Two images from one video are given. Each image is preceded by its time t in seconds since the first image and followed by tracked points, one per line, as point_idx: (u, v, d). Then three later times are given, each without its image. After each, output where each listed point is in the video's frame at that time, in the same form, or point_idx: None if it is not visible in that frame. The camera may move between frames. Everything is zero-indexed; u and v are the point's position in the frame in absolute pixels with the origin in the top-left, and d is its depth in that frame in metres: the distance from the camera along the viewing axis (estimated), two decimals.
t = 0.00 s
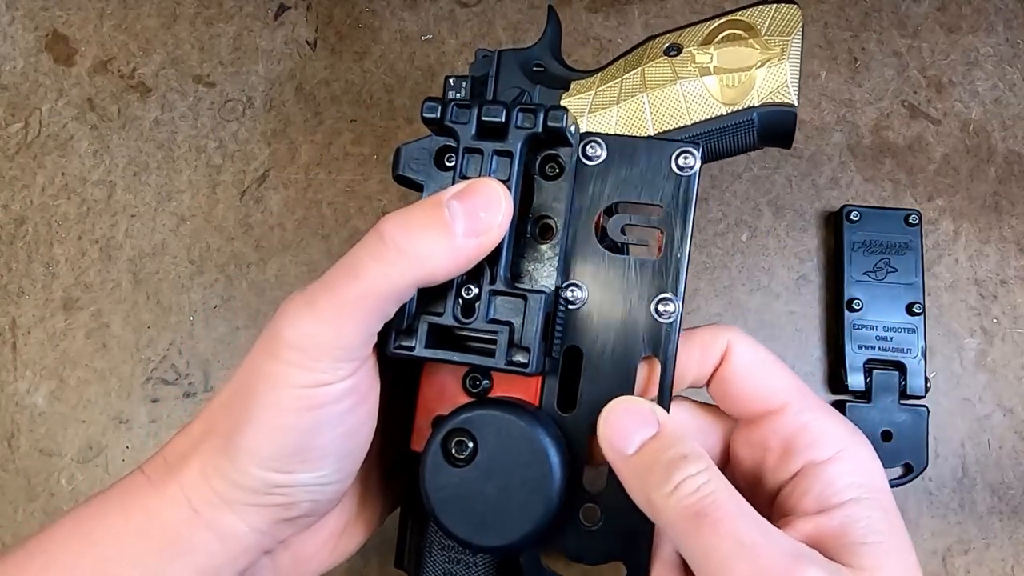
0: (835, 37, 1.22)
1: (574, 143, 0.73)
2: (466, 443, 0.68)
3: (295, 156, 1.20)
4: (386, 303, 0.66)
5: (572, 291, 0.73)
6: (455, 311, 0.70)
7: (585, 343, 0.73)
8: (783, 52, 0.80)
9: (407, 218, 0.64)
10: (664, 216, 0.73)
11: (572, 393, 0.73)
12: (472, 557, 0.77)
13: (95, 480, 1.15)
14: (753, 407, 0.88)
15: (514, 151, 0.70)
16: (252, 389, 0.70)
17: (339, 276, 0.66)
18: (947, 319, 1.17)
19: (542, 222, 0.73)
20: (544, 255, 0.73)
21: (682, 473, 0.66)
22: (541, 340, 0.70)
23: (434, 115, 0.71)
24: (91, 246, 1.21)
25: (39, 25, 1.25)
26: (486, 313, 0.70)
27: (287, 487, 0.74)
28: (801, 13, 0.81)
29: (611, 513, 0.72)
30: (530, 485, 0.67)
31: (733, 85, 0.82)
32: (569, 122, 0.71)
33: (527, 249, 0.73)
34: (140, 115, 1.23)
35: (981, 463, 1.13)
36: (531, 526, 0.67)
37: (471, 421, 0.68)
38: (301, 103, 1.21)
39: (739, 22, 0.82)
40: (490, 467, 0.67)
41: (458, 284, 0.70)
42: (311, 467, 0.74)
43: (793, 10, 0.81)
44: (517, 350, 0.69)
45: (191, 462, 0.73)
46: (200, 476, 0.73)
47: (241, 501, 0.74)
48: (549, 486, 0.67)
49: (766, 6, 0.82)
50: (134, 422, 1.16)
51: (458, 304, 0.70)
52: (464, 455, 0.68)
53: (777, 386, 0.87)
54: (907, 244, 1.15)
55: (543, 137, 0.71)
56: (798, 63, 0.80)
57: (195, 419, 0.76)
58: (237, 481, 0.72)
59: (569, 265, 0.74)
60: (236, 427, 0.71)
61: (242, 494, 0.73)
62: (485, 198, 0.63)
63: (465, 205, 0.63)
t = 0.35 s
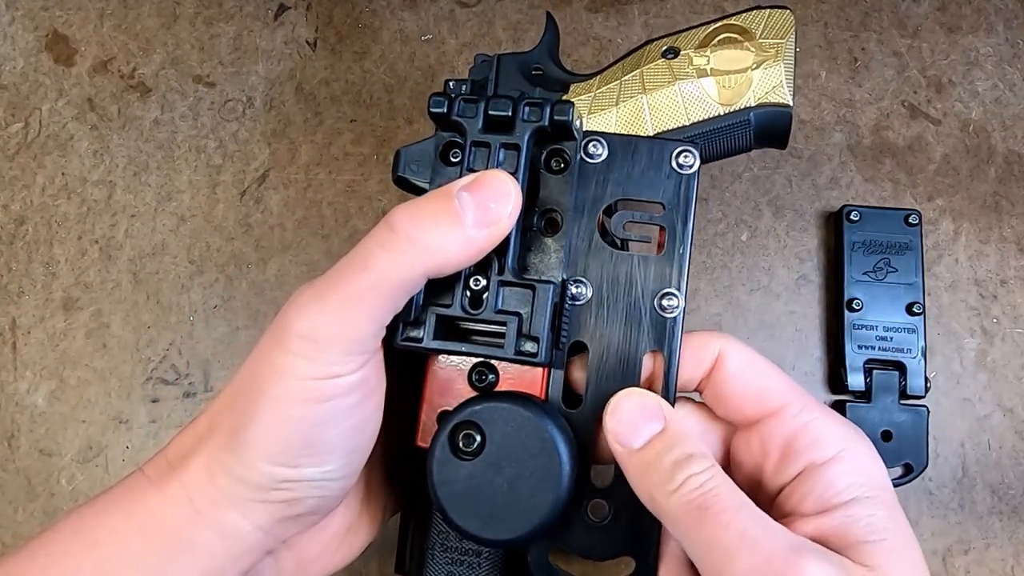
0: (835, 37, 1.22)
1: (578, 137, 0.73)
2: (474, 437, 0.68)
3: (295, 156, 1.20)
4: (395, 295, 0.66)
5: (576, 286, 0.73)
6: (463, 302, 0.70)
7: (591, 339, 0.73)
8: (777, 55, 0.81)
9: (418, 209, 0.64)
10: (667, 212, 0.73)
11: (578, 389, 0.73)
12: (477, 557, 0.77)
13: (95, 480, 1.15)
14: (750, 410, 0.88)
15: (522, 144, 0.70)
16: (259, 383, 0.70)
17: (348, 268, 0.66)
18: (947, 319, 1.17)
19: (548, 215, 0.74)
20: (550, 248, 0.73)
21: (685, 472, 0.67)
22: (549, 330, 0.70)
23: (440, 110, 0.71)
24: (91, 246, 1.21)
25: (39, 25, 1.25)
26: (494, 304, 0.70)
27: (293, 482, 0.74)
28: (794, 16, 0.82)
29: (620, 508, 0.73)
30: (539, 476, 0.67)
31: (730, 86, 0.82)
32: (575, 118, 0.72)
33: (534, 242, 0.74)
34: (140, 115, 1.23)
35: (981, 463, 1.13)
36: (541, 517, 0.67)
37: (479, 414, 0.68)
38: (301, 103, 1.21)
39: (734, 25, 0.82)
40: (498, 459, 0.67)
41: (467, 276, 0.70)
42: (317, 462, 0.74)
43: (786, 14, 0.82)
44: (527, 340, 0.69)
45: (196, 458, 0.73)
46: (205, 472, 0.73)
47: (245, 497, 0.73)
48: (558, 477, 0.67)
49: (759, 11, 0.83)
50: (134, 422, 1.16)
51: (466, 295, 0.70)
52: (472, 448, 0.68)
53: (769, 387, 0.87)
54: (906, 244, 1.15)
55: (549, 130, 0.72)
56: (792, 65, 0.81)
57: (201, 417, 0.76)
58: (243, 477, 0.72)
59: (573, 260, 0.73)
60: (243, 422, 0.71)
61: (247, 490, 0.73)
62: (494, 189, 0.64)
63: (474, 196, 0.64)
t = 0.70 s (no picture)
0: (835, 37, 1.22)
1: (585, 134, 0.73)
2: (481, 436, 0.67)
3: (295, 156, 1.20)
4: (401, 293, 0.66)
5: (583, 284, 0.73)
6: (471, 300, 0.70)
7: (597, 336, 0.73)
8: (781, 52, 0.81)
9: (425, 206, 0.64)
10: (673, 210, 0.74)
11: (585, 388, 0.73)
12: (479, 558, 0.78)
13: (95, 479, 1.15)
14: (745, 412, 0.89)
15: (530, 141, 0.70)
16: (264, 381, 0.69)
17: (354, 265, 0.66)
18: (947, 319, 1.17)
19: (555, 212, 0.74)
20: (557, 245, 0.74)
21: (772, 432, 0.69)
22: (558, 327, 0.71)
23: (447, 105, 0.71)
24: (91, 246, 1.21)
25: (39, 25, 1.25)
26: (502, 301, 0.70)
27: (297, 480, 0.74)
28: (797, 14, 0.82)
29: (626, 505, 0.72)
30: (546, 477, 0.67)
31: (734, 83, 0.82)
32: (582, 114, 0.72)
33: (541, 239, 0.74)
34: (140, 115, 1.23)
35: (981, 463, 1.13)
36: (550, 516, 0.67)
37: (486, 414, 0.68)
38: (301, 103, 1.21)
39: (737, 23, 0.83)
40: (506, 458, 0.67)
41: (475, 274, 0.70)
42: (320, 461, 0.74)
43: (790, 12, 0.82)
44: (535, 338, 0.70)
45: (197, 459, 0.73)
46: (208, 471, 0.72)
47: (248, 497, 0.73)
48: (565, 477, 0.67)
49: (761, 9, 0.83)
50: (134, 422, 1.16)
51: (473, 293, 0.70)
52: (480, 448, 0.67)
53: (762, 390, 0.89)
54: (907, 244, 1.15)
55: (558, 127, 0.72)
56: (796, 63, 0.81)
57: (201, 417, 0.75)
58: (247, 475, 0.72)
59: (581, 258, 0.74)
60: (246, 421, 0.70)
61: (250, 490, 0.73)
62: (503, 185, 0.64)
63: (483, 193, 0.64)
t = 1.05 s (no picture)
0: (835, 38, 1.22)
1: (591, 137, 0.75)
2: (489, 436, 0.67)
3: (295, 156, 1.20)
4: (410, 291, 0.66)
5: (589, 287, 0.74)
6: (480, 300, 0.70)
7: (603, 337, 0.74)
8: (779, 61, 0.82)
9: (438, 205, 0.64)
10: (676, 215, 0.75)
11: (592, 390, 0.73)
12: (480, 558, 0.79)
13: (95, 479, 1.15)
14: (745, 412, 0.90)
15: (539, 143, 0.71)
16: (272, 381, 0.69)
17: (364, 263, 0.66)
18: (947, 319, 1.17)
19: (563, 215, 0.74)
20: (564, 247, 0.74)
21: (781, 415, 0.69)
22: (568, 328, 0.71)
23: (456, 106, 0.71)
24: (91, 246, 1.21)
25: (38, 25, 1.25)
26: (512, 302, 0.70)
27: (305, 480, 0.74)
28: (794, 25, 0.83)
29: (629, 503, 0.72)
30: (553, 476, 0.67)
31: (733, 90, 0.82)
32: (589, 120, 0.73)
33: (549, 241, 0.74)
34: (140, 115, 1.23)
35: (981, 463, 1.13)
36: (556, 517, 0.66)
37: (493, 414, 0.68)
38: (301, 103, 1.21)
39: (736, 31, 0.83)
40: (513, 458, 0.67)
41: (484, 274, 0.70)
42: (327, 460, 0.73)
43: (786, 22, 0.83)
44: (544, 339, 0.70)
45: (201, 460, 0.73)
46: (214, 471, 0.72)
47: (252, 498, 0.73)
48: (572, 476, 0.67)
49: (759, 19, 0.84)
50: (134, 422, 1.16)
51: (483, 293, 0.70)
52: (488, 447, 0.67)
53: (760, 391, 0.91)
54: (907, 244, 1.15)
55: (567, 130, 0.72)
56: (793, 72, 0.82)
57: (206, 419, 0.75)
58: (253, 474, 0.72)
59: (587, 261, 0.75)
60: (253, 421, 0.70)
61: (255, 490, 0.73)
62: (514, 187, 0.64)
63: (495, 193, 0.64)
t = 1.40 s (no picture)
0: (835, 38, 1.22)
1: (561, 121, 0.76)
2: (471, 418, 0.67)
3: (295, 156, 1.20)
4: (387, 278, 0.66)
5: (565, 267, 0.74)
6: (454, 284, 0.71)
7: (583, 319, 0.74)
8: (750, 38, 0.81)
9: (407, 192, 0.63)
10: (650, 192, 0.76)
11: (571, 372, 0.74)
12: (479, 547, 0.78)
13: (95, 479, 1.15)
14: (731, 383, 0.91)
15: (505, 128, 0.72)
16: (256, 372, 0.69)
17: (339, 252, 0.65)
18: (947, 319, 1.17)
19: (535, 198, 0.76)
20: (536, 229, 0.75)
21: (758, 382, 0.70)
22: (542, 307, 0.71)
23: (424, 99, 0.72)
24: (91, 246, 1.21)
25: (39, 25, 1.25)
26: (485, 284, 0.71)
27: (292, 470, 0.74)
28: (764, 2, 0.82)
29: (617, 483, 0.73)
30: (537, 455, 0.67)
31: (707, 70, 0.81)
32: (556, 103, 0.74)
33: (521, 224, 0.75)
34: (140, 115, 1.23)
35: (981, 463, 1.13)
36: (542, 495, 0.66)
37: (477, 396, 0.68)
38: (301, 103, 1.22)
39: (706, 13, 0.83)
40: (496, 438, 0.67)
41: (458, 258, 0.71)
42: (313, 448, 0.73)
43: None
44: (518, 317, 0.70)
45: (191, 453, 0.73)
46: (204, 462, 0.72)
47: (243, 487, 0.73)
48: (555, 455, 0.67)
49: None
50: (134, 422, 1.16)
51: (457, 277, 0.71)
52: (470, 430, 0.67)
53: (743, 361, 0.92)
54: (907, 244, 1.15)
55: (531, 114, 0.74)
56: (764, 48, 0.81)
57: (196, 413, 0.76)
58: (241, 465, 0.72)
59: (562, 242, 0.75)
60: (239, 411, 0.70)
61: (246, 480, 0.73)
62: (481, 171, 0.64)
63: (462, 178, 0.63)
